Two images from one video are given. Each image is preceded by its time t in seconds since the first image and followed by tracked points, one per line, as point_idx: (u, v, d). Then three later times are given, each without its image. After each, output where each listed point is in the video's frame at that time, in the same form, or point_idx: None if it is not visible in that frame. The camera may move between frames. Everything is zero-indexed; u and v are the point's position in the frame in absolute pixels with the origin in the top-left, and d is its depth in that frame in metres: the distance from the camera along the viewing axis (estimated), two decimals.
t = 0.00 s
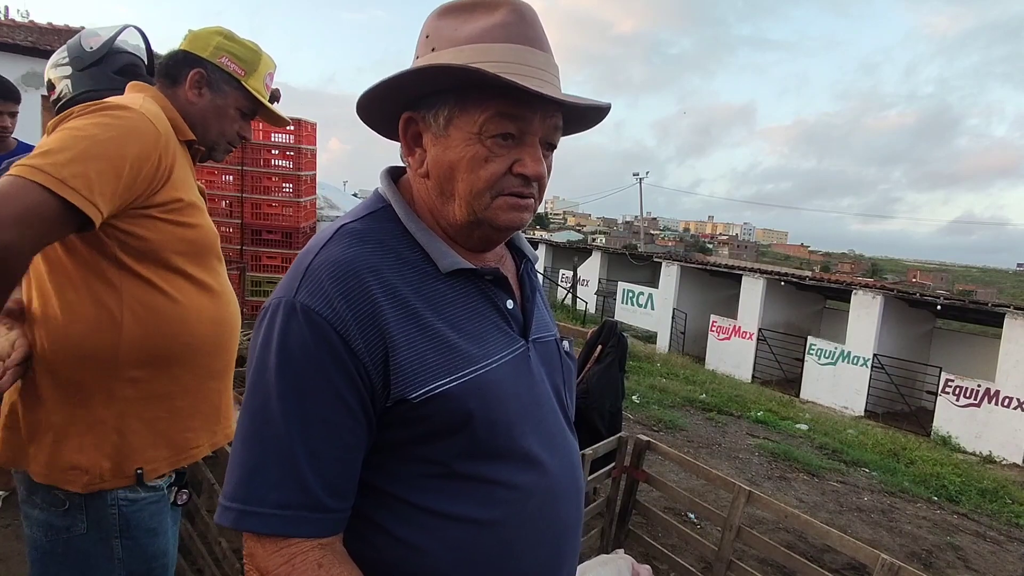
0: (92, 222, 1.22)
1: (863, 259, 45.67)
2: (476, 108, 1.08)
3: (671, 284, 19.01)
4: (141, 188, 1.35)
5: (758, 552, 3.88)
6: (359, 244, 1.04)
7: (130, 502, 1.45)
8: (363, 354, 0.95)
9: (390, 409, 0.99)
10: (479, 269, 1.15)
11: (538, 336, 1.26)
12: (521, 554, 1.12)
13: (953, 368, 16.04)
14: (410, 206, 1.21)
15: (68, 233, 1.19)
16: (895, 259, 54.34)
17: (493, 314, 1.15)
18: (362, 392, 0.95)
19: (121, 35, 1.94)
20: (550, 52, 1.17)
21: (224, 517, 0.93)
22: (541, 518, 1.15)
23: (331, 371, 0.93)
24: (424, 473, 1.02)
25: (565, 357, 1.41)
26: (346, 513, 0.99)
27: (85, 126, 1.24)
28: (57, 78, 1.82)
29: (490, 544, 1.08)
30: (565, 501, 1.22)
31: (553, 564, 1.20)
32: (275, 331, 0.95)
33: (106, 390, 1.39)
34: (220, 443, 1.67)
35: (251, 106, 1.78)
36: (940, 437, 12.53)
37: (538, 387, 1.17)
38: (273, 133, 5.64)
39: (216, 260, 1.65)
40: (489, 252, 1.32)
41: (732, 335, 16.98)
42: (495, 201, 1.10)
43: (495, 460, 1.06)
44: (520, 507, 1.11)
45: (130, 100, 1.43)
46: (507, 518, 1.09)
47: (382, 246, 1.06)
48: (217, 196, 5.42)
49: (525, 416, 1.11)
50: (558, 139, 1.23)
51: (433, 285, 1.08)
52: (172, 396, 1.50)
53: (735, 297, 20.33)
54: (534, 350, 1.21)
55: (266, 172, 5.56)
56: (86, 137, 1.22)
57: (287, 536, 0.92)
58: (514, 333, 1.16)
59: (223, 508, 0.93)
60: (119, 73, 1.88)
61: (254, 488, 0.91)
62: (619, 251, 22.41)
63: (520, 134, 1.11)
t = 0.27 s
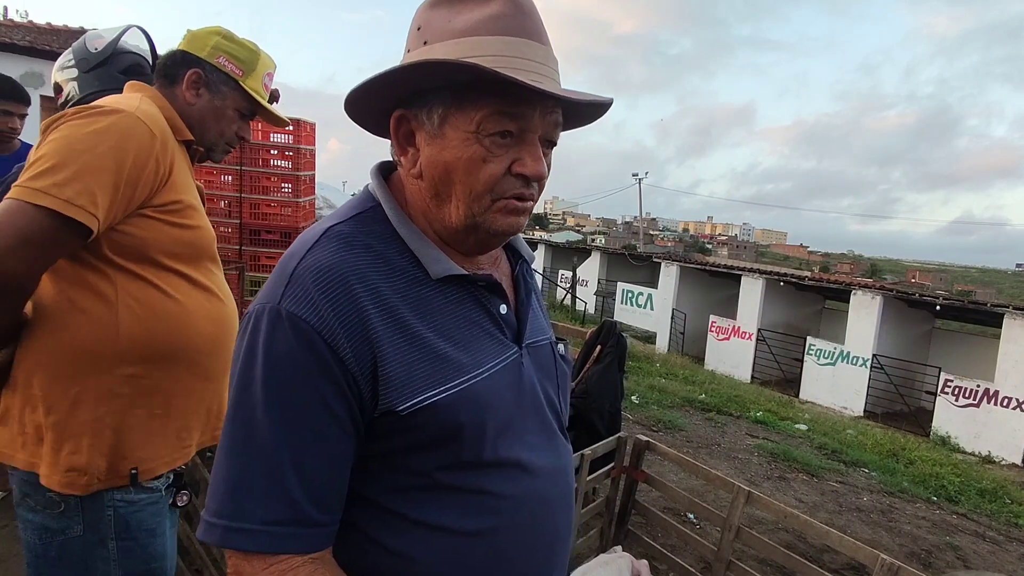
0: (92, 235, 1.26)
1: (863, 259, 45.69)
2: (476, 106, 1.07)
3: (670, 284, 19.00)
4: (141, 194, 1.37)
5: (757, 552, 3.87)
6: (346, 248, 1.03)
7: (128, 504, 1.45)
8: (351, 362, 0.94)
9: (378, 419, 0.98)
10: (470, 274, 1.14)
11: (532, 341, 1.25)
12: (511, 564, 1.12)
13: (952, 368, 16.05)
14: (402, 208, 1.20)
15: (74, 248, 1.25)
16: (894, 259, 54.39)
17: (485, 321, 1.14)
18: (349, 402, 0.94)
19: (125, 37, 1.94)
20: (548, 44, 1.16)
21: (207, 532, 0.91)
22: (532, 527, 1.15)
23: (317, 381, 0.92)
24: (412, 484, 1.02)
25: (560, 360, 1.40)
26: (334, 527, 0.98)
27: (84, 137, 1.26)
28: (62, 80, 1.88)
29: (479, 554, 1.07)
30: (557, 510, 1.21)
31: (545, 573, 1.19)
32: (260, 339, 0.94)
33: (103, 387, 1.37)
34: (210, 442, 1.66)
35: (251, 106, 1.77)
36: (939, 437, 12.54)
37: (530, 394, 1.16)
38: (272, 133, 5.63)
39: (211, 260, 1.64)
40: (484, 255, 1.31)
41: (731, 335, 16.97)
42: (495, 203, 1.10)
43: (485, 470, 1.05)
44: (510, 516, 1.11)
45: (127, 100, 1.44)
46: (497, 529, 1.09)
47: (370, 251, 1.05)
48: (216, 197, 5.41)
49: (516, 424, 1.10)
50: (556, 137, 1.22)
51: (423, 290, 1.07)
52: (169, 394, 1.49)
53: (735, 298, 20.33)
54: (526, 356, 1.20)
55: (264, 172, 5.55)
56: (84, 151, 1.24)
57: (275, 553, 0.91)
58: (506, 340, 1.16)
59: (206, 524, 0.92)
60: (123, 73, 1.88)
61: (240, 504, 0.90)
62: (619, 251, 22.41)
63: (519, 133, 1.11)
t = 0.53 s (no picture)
0: (90, 229, 1.27)
1: (862, 260, 45.74)
2: (459, 101, 1.08)
3: (669, 284, 19.02)
4: (137, 190, 1.38)
5: (756, 552, 3.89)
6: (337, 248, 1.04)
7: (126, 503, 1.45)
8: (344, 359, 0.95)
9: (373, 415, 0.99)
10: (465, 271, 1.16)
11: (529, 338, 1.26)
12: (509, 561, 1.12)
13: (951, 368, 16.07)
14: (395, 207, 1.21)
15: (74, 244, 1.26)
16: (892, 260, 54.47)
17: (480, 318, 1.15)
18: (342, 399, 0.95)
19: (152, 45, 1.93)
20: (530, 35, 1.17)
21: (206, 531, 0.92)
22: (531, 525, 1.16)
23: (310, 377, 0.92)
24: (408, 482, 1.03)
25: (560, 358, 1.41)
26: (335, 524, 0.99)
27: (78, 134, 1.27)
28: (87, 87, 1.99)
29: (477, 553, 1.08)
30: (555, 508, 1.22)
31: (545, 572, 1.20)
32: (253, 337, 0.95)
33: (104, 384, 1.38)
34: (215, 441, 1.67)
35: (251, 106, 1.77)
36: (938, 437, 12.56)
37: (527, 391, 1.17)
38: (272, 133, 5.65)
39: (212, 258, 1.65)
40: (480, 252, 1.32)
41: (730, 335, 16.99)
42: (482, 197, 1.10)
43: (480, 468, 1.06)
44: (508, 514, 1.12)
45: (122, 100, 1.45)
46: (495, 527, 1.10)
47: (363, 251, 1.06)
48: (217, 197, 5.42)
49: (513, 422, 1.11)
50: (545, 129, 1.23)
51: (416, 289, 1.08)
52: (170, 389, 1.50)
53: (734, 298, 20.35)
54: (524, 353, 1.21)
55: (264, 172, 5.55)
56: (78, 148, 1.25)
57: (278, 550, 0.92)
58: (502, 337, 1.17)
59: (206, 522, 0.92)
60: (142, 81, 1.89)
61: (241, 503, 0.91)
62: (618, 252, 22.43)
63: (506, 126, 1.12)
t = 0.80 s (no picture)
0: (96, 229, 1.28)
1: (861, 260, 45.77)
2: (472, 119, 1.10)
3: (668, 285, 19.03)
4: (143, 191, 1.39)
5: (754, 551, 3.90)
6: (350, 245, 1.06)
7: (127, 501, 1.47)
8: (359, 353, 0.96)
9: (384, 411, 1.00)
10: (472, 273, 1.17)
11: (532, 342, 1.28)
12: (510, 559, 1.13)
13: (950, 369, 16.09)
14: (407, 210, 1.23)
15: (80, 244, 1.27)
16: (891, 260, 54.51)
17: (486, 319, 1.17)
18: (355, 394, 0.96)
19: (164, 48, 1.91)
20: (549, 59, 1.19)
21: (218, 521, 0.93)
22: (532, 524, 1.17)
23: (325, 371, 0.93)
24: (416, 479, 1.04)
25: (560, 363, 1.43)
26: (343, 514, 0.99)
27: (85, 136, 1.28)
28: (102, 91, 2.00)
29: (480, 550, 1.09)
30: (556, 509, 1.23)
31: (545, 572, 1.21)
32: (269, 329, 0.96)
33: (106, 383, 1.40)
34: (217, 441, 1.68)
35: (256, 108, 1.79)
36: (936, 437, 12.58)
37: (531, 392, 1.18)
38: (271, 134, 5.66)
39: (216, 261, 1.67)
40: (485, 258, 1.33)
41: (729, 335, 17.00)
42: (486, 213, 1.12)
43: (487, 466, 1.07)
44: (512, 513, 1.13)
45: (130, 103, 1.47)
46: (498, 525, 1.11)
47: (376, 250, 1.08)
48: (216, 198, 5.43)
49: (518, 422, 1.13)
50: (555, 150, 1.24)
51: (426, 288, 1.09)
52: (173, 388, 1.51)
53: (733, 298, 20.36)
54: (527, 355, 1.22)
55: (264, 173, 5.56)
56: (86, 150, 1.27)
57: (289, 540, 0.92)
58: (507, 339, 1.18)
59: (218, 511, 0.94)
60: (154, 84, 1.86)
61: (253, 493, 0.92)
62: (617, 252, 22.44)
63: (515, 146, 1.13)
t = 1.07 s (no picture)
0: (97, 230, 1.28)
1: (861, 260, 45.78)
2: (459, 106, 1.10)
3: (668, 285, 19.04)
4: (145, 191, 1.39)
5: (752, 550, 3.90)
6: (345, 234, 1.06)
7: (126, 499, 1.47)
8: (355, 339, 0.96)
9: (378, 399, 0.99)
10: (464, 262, 1.18)
11: (523, 335, 1.28)
12: (504, 551, 1.13)
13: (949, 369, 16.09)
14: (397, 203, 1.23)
15: (82, 243, 1.27)
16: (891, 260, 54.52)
17: (479, 310, 1.17)
18: (349, 381, 0.95)
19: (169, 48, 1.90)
20: (532, 48, 1.18)
21: (219, 507, 0.92)
22: (525, 516, 1.16)
23: (320, 357, 0.93)
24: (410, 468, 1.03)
25: (552, 359, 1.43)
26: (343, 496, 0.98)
27: (88, 136, 1.28)
28: (106, 88, 1.98)
29: (472, 540, 1.08)
30: (548, 502, 1.22)
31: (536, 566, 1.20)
32: (264, 315, 0.95)
33: (106, 381, 1.40)
34: (215, 440, 1.67)
35: (258, 109, 1.78)
36: (935, 437, 12.58)
37: (523, 384, 1.18)
38: (270, 134, 5.67)
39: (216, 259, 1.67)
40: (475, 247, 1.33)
41: (729, 335, 17.00)
42: (477, 198, 1.11)
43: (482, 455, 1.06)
44: (504, 505, 1.12)
45: (133, 102, 1.46)
46: (490, 516, 1.10)
47: (370, 240, 1.08)
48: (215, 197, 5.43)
49: (511, 412, 1.12)
50: (542, 138, 1.24)
51: (420, 277, 1.09)
52: (172, 388, 1.51)
53: (732, 298, 20.37)
54: (519, 347, 1.22)
55: (263, 172, 5.56)
56: (88, 149, 1.26)
57: (294, 522, 0.91)
58: (499, 330, 1.18)
59: (217, 498, 0.92)
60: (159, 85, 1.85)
61: (252, 481, 0.91)
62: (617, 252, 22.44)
63: (503, 132, 1.13)
